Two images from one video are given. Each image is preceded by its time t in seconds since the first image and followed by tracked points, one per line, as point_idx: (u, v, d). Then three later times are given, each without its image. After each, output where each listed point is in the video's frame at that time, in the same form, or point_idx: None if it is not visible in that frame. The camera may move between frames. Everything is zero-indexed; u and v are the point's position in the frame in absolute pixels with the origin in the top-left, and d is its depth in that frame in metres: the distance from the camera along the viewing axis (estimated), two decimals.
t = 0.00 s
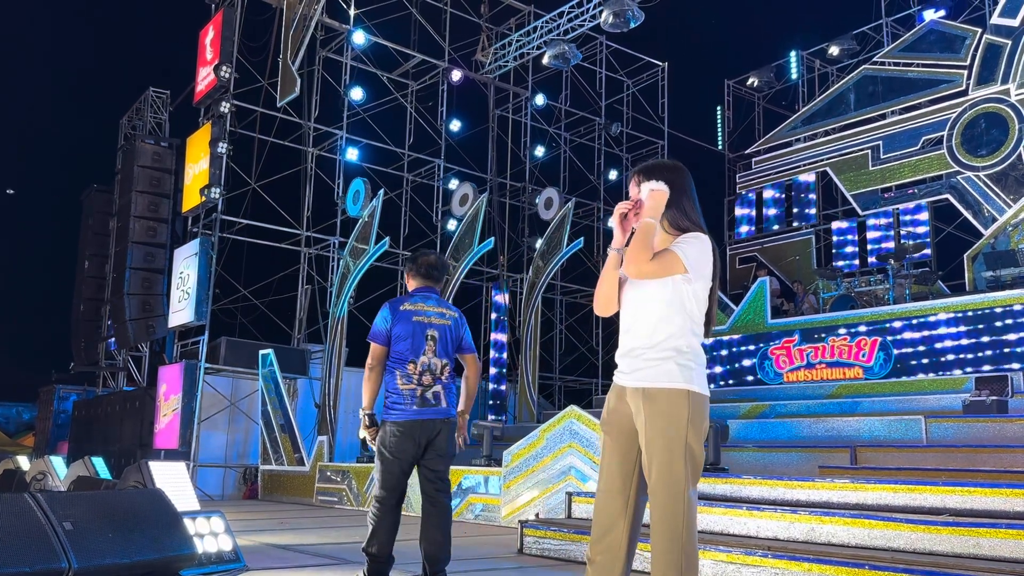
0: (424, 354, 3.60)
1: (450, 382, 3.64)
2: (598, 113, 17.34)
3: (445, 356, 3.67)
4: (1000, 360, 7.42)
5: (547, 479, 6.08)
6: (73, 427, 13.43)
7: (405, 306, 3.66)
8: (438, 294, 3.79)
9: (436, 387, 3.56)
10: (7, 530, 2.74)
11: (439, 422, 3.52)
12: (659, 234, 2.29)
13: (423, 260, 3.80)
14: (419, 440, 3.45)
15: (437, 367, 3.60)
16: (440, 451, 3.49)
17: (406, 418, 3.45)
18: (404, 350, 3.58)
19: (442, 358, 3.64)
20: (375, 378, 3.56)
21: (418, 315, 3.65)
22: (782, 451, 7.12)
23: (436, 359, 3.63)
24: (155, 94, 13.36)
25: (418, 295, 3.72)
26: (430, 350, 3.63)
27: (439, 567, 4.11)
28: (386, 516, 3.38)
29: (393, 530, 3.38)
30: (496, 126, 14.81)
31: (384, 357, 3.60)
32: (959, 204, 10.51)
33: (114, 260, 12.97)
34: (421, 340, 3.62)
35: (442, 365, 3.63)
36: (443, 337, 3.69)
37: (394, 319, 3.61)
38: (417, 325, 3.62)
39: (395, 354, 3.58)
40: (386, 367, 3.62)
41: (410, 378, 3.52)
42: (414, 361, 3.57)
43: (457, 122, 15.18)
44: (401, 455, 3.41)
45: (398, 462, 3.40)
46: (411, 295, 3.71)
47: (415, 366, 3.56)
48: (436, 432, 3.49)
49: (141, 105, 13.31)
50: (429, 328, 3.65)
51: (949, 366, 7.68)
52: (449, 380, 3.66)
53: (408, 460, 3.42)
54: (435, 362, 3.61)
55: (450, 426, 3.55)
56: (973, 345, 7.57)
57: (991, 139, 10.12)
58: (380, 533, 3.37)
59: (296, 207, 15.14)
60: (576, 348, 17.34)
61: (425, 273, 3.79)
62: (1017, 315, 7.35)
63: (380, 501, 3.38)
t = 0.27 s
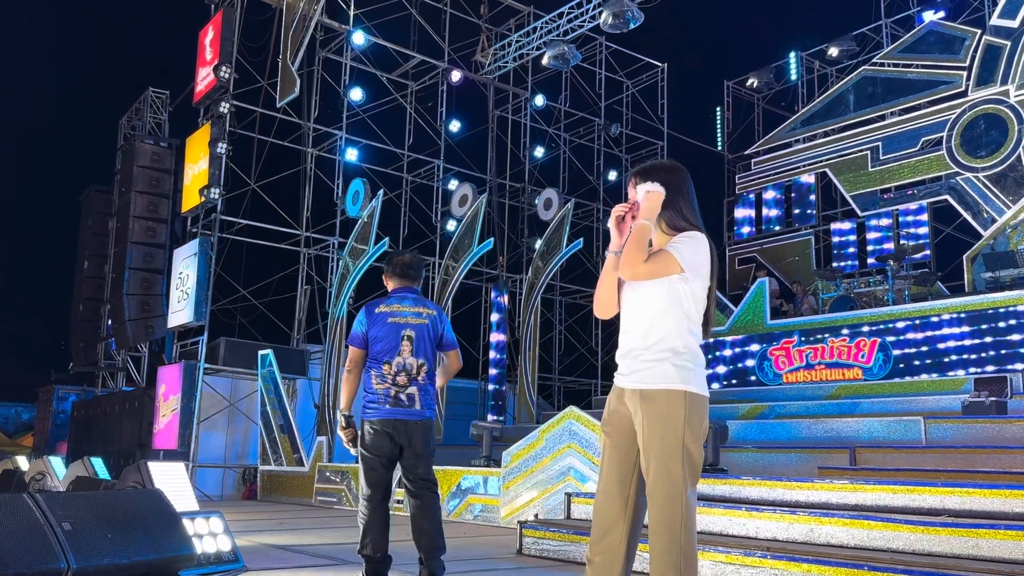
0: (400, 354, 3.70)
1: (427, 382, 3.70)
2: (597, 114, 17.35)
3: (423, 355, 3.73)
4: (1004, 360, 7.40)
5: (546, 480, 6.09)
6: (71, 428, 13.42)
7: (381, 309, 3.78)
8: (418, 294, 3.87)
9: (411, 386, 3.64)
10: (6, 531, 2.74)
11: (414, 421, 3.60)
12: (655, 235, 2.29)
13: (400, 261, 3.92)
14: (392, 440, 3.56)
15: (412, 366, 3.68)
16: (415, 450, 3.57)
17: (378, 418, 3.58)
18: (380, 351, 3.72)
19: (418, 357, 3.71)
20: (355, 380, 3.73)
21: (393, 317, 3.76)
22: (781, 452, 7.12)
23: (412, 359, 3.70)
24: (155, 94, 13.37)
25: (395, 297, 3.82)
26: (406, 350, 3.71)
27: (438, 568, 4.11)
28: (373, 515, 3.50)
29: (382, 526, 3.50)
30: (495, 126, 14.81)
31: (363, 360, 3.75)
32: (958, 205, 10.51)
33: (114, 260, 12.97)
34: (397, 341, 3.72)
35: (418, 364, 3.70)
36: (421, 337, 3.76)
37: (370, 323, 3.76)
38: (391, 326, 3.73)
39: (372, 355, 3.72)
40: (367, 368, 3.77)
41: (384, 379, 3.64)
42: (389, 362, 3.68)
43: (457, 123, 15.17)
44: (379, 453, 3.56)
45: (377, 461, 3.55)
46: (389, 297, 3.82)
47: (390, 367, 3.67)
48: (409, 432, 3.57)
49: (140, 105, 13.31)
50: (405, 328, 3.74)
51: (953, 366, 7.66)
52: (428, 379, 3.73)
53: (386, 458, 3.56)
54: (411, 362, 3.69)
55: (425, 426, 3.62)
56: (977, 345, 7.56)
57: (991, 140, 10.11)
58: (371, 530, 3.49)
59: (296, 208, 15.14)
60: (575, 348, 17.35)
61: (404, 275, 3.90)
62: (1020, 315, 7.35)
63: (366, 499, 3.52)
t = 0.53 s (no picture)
0: (387, 356, 3.72)
1: (415, 382, 3.73)
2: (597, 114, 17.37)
3: (409, 355, 3.76)
4: (1007, 360, 7.33)
5: (546, 481, 6.08)
6: (70, 428, 13.42)
7: (364, 312, 3.80)
8: (401, 294, 3.88)
9: (400, 387, 3.67)
10: (5, 532, 2.73)
11: (404, 422, 3.65)
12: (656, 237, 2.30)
13: (380, 263, 3.93)
14: (383, 441, 3.61)
15: (400, 368, 3.71)
16: (405, 450, 3.63)
17: (368, 419, 3.62)
18: (367, 354, 3.74)
19: (405, 358, 3.73)
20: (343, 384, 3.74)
21: (377, 319, 3.77)
22: (780, 452, 7.12)
23: (399, 360, 3.73)
24: (154, 94, 13.37)
25: (378, 298, 3.84)
26: (392, 351, 3.73)
27: (437, 568, 4.11)
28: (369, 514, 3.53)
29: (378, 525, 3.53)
30: (494, 127, 14.81)
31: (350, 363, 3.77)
32: (957, 207, 10.51)
33: (113, 260, 12.96)
34: (382, 343, 3.74)
35: (406, 365, 3.73)
36: (406, 337, 3.78)
37: (355, 326, 3.79)
38: (376, 328, 3.75)
39: (359, 358, 3.75)
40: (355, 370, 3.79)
41: (372, 381, 3.67)
42: (376, 364, 3.70)
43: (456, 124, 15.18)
44: (370, 453, 3.60)
45: (369, 461, 3.60)
46: (371, 299, 3.84)
47: (377, 368, 3.70)
48: (399, 432, 3.62)
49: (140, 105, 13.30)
50: (390, 329, 3.76)
51: (956, 367, 7.61)
52: (416, 379, 3.76)
53: (378, 458, 3.61)
54: (398, 363, 3.72)
55: (415, 426, 3.67)
56: (981, 345, 7.50)
57: (990, 141, 10.09)
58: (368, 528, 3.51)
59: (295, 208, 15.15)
60: (574, 349, 17.37)
61: (387, 275, 3.91)
62: None
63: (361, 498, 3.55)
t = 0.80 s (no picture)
0: (381, 356, 3.71)
1: (411, 381, 3.72)
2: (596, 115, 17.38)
3: (403, 355, 3.75)
4: (1012, 360, 7.34)
5: (545, 481, 6.08)
6: (69, 428, 13.41)
7: (358, 313, 3.79)
8: (394, 294, 3.86)
9: (397, 387, 3.67)
10: (3, 531, 2.73)
11: (402, 421, 3.66)
12: (656, 236, 2.30)
13: (376, 265, 3.95)
14: (381, 441, 3.62)
15: (395, 367, 3.70)
16: (402, 449, 3.65)
17: (366, 420, 3.62)
18: (361, 354, 3.73)
19: (399, 358, 3.72)
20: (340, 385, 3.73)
21: (371, 320, 3.77)
22: (779, 453, 7.12)
23: (394, 360, 3.72)
24: (154, 94, 13.37)
25: (371, 300, 3.83)
26: (386, 352, 3.72)
27: (436, 569, 4.10)
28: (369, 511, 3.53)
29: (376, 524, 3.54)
30: (493, 127, 14.80)
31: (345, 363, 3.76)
32: (956, 207, 10.51)
33: (112, 261, 12.96)
34: (377, 343, 3.73)
35: (401, 365, 3.72)
36: (400, 337, 3.77)
37: (349, 327, 3.78)
38: (370, 329, 3.74)
39: (354, 359, 3.74)
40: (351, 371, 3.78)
41: (368, 382, 3.67)
42: (371, 365, 3.70)
43: (456, 124, 15.18)
44: (369, 452, 3.60)
45: (368, 460, 3.59)
46: (365, 300, 3.83)
47: (373, 369, 3.69)
48: (397, 431, 3.63)
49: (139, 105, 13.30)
50: (383, 330, 3.75)
51: (961, 367, 7.59)
52: (412, 379, 3.75)
53: (376, 457, 3.61)
54: (393, 363, 3.71)
55: (413, 424, 3.68)
56: (985, 345, 7.49)
57: (989, 142, 10.09)
58: (368, 525, 3.51)
59: (294, 208, 15.14)
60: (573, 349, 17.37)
61: (381, 277, 3.93)
62: None
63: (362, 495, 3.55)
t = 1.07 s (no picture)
0: (386, 359, 3.76)
1: (414, 386, 3.78)
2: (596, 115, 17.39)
3: (408, 361, 3.81)
4: (1016, 360, 7.36)
5: (544, 481, 6.08)
6: (68, 428, 13.40)
7: (365, 316, 3.84)
8: (401, 300, 3.94)
9: (400, 390, 3.71)
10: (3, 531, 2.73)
11: (403, 424, 3.69)
12: (655, 234, 2.29)
13: (383, 271, 3.98)
14: (382, 442, 3.63)
15: (399, 371, 3.75)
16: (402, 452, 3.65)
17: (367, 421, 3.63)
18: (367, 356, 3.77)
19: (404, 362, 3.78)
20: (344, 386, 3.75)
21: (379, 323, 3.83)
22: (778, 453, 7.12)
23: (399, 364, 3.77)
24: (153, 94, 13.36)
25: (379, 304, 3.89)
26: (391, 355, 3.78)
27: (435, 569, 4.10)
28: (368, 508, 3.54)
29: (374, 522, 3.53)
30: (493, 127, 14.79)
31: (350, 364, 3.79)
32: (955, 208, 10.51)
33: (111, 260, 12.95)
34: (383, 347, 3.79)
35: (405, 369, 3.77)
36: (405, 343, 3.84)
37: (356, 330, 3.82)
38: (377, 332, 3.80)
39: (359, 361, 3.78)
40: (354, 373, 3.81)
41: (372, 383, 3.70)
42: (376, 367, 3.74)
43: (455, 124, 15.19)
44: (371, 453, 3.60)
45: (370, 460, 3.60)
46: (373, 304, 3.89)
47: (378, 371, 3.73)
48: (400, 433, 3.66)
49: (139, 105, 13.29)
50: (390, 334, 3.81)
51: (964, 366, 7.59)
52: (414, 384, 3.81)
53: (379, 457, 3.62)
54: (397, 367, 3.76)
55: (413, 427, 3.71)
56: (989, 346, 7.50)
57: (988, 143, 10.08)
58: (365, 521, 3.52)
59: (294, 208, 15.14)
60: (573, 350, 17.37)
61: (387, 283, 3.95)
62: None
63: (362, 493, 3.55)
